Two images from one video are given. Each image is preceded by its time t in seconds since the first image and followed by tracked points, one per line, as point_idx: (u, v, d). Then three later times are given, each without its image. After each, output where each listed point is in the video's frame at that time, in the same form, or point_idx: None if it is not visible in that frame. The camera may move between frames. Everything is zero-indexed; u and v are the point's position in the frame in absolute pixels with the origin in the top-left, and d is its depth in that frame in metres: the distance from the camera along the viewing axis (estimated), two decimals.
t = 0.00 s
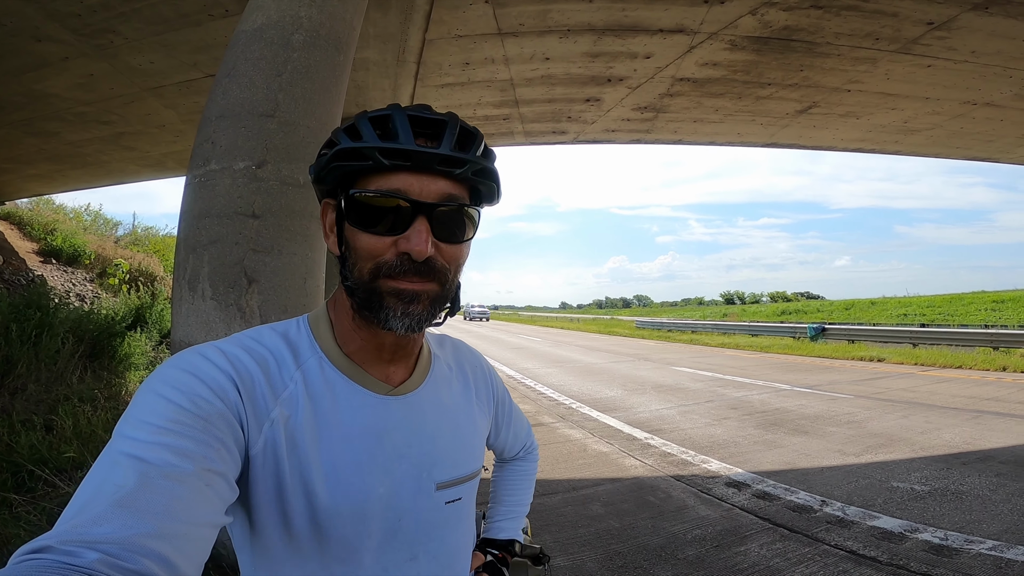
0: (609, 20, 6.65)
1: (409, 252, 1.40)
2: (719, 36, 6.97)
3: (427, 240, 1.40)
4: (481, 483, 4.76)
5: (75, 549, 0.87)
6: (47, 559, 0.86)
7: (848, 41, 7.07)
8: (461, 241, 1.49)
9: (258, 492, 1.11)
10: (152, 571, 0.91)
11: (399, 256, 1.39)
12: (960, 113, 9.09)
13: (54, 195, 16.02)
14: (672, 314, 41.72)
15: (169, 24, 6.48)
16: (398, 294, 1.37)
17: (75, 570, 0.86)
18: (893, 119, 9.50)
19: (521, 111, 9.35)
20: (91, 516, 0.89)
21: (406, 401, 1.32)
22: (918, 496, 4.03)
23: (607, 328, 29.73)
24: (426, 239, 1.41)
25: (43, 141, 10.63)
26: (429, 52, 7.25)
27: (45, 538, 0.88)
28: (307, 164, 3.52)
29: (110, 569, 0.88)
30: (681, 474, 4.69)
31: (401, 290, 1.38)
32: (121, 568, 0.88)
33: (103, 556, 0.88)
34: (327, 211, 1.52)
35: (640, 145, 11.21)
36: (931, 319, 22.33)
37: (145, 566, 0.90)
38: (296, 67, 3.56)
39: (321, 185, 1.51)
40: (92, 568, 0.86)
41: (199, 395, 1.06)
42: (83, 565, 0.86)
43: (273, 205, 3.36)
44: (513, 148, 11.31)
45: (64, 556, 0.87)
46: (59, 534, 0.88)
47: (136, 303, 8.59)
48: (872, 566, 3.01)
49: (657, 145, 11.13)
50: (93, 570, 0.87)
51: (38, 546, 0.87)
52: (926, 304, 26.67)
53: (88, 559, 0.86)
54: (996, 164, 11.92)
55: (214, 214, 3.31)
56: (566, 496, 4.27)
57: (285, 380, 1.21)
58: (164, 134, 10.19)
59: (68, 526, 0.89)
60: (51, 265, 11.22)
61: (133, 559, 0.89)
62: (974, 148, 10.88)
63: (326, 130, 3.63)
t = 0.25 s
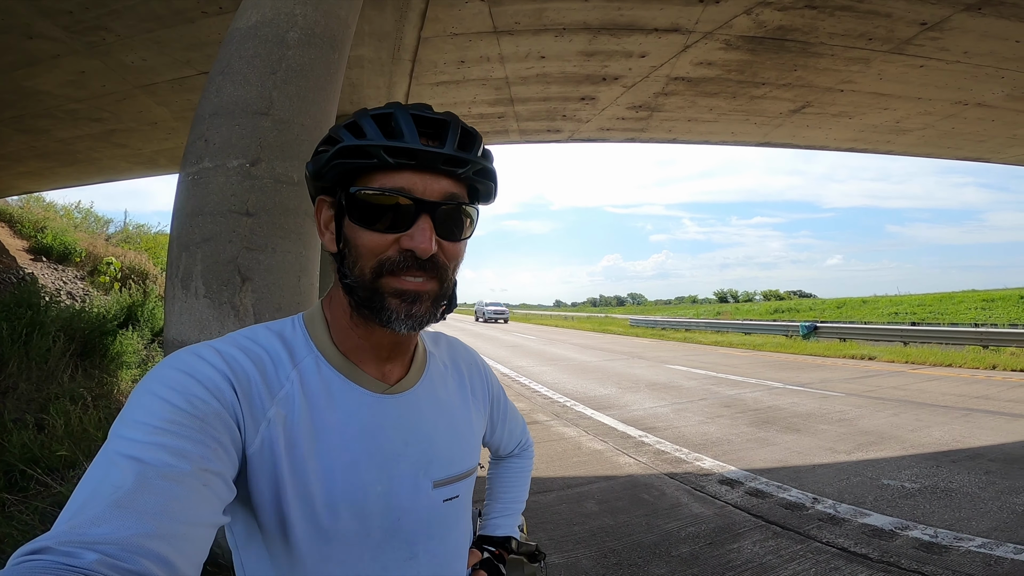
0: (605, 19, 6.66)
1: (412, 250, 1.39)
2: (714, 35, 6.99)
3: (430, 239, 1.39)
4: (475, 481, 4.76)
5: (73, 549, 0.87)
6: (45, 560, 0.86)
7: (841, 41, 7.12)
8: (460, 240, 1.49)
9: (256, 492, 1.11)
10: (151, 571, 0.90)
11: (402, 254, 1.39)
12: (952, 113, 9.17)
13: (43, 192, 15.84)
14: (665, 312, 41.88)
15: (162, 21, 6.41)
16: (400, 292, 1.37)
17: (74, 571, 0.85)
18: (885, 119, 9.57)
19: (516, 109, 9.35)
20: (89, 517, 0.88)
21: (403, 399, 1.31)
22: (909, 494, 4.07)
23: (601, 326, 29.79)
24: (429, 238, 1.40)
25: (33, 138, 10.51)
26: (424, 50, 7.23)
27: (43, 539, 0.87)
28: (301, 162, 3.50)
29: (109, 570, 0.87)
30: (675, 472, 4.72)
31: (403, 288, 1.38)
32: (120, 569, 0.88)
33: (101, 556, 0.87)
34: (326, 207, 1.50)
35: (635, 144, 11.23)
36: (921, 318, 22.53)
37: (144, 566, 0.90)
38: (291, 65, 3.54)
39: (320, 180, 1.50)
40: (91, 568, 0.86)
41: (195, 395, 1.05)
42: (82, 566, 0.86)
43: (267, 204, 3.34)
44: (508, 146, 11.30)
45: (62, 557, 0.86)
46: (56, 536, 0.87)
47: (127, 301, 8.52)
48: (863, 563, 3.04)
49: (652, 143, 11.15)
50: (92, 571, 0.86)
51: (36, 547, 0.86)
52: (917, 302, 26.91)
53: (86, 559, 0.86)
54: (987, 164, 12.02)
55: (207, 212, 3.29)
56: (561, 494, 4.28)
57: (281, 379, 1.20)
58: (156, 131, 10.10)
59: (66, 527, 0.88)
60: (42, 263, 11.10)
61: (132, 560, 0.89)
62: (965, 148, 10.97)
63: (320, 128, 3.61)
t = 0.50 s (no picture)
0: (599, 20, 6.67)
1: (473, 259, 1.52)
2: (707, 37, 7.03)
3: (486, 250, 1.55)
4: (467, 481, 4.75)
5: (59, 551, 0.86)
6: (32, 561, 0.85)
7: (832, 44, 7.18)
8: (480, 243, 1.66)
9: (244, 490, 1.10)
10: (139, 571, 0.90)
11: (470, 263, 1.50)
12: (940, 116, 9.28)
13: (30, 189, 15.62)
14: (656, 313, 42.07)
15: (154, 19, 6.35)
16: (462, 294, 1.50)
17: (60, 571, 0.85)
18: (874, 121, 9.68)
19: (510, 109, 9.35)
20: (75, 517, 0.88)
21: (393, 396, 1.31)
22: (896, 493, 4.11)
23: (592, 326, 29.86)
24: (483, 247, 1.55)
25: (21, 136, 10.35)
26: (418, 50, 7.21)
27: (28, 540, 0.86)
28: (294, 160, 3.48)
29: (94, 569, 0.86)
30: (666, 471, 4.74)
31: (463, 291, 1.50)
32: (106, 568, 0.87)
33: (89, 556, 0.86)
34: (385, 208, 1.36)
35: (628, 144, 11.26)
36: (909, 319, 22.80)
37: (131, 566, 0.89)
38: (284, 63, 3.51)
39: (371, 175, 1.34)
40: (77, 569, 0.85)
41: (181, 394, 1.04)
42: (68, 567, 0.85)
43: (259, 202, 3.32)
44: (501, 146, 11.30)
45: (49, 557, 0.85)
46: (42, 537, 0.86)
47: (115, 299, 8.41)
48: (851, 562, 3.07)
49: (645, 144, 11.20)
50: (78, 572, 0.85)
51: (23, 548, 0.85)
52: (905, 303, 27.23)
53: (73, 560, 0.85)
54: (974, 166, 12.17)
55: (198, 210, 3.26)
56: (553, 494, 4.29)
57: (270, 375, 1.19)
58: (146, 129, 9.99)
59: (52, 527, 0.87)
60: (29, 261, 10.94)
61: (120, 560, 0.88)
62: (953, 150, 11.12)
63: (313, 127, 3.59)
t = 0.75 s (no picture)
0: (592, 30, 6.75)
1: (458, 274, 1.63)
2: (696, 50, 7.16)
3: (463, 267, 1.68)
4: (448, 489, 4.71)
5: (42, 567, 0.82)
6: None
7: (817, 58, 7.36)
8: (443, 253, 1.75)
9: (233, 501, 1.04)
10: None
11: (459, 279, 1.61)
12: (920, 132, 9.54)
13: (8, 186, 15.26)
14: (640, 324, 42.33)
15: (145, 18, 6.28)
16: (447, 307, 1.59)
17: None
18: (855, 137, 9.92)
19: (501, 118, 9.40)
20: (56, 532, 0.83)
21: (388, 403, 1.28)
22: (872, 502, 4.17)
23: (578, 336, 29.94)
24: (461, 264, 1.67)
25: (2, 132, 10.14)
26: (411, 55, 7.23)
27: (8, 556, 0.81)
28: (282, 164, 3.45)
29: None
30: (649, 480, 4.74)
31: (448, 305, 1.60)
32: None
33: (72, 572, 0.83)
34: (434, 229, 1.42)
35: (616, 155, 11.38)
36: (887, 333, 23.23)
37: None
38: (277, 66, 3.50)
39: (443, 202, 1.41)
40: None
41: (171, 401, 0.98)
42: None
43: (245, 205, 3.28)
44: (491, 153, 11.34)
45: (29, 575, 0.81)
46: (20, 553, 0.81)
47: (91, 301, 8.23)
48: (828, 570, 3.09)
49: (632, 155, 11.33)
50: None
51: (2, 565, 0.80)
52: (884, 317, 27.74)
53: None
54: (951, 182, 12.50)
55: (182, 211, 3.21)
56: (536, 502, 4.27)
57: (264, 381, 1.13)
58: (131, 128, 9.85)
59: (31, 542, 0.82)
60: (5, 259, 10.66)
61: None
62: (931, 167, 11.43)
63: (302, 130, 3.57)
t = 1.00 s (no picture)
0: (578, 31, 6.79)
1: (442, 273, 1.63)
2: (681, 49, 7.22)
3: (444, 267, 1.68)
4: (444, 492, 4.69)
5: (37, 569, 0.77)
6: None
7: (800, 57, 7.45)
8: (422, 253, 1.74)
9: (234, 501, 0.99)
10: None
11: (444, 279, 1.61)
12: (903, 128, 9.67)
13: None
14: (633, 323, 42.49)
15: (128, 24, 6.25)
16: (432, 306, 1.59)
17: None
18: (840, 133, 10.04)
19: (489, 120, 9.42)
20: (51, 532, 0.78)
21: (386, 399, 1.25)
22: (866, 495, 4.21)
23: (571, 337, 29.99)
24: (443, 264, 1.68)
25: None
26: (398, 59, 7.23)
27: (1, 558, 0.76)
28: (270, 168, 3.44)
29: None
30: (644, 478, 4.76)
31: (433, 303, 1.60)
32: None
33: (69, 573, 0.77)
34: (428, 231, 1.43)
35: (604, 155, 11.44)
36: (876, 327, 23.47)
37: None
38: (262, 71, 3.49)
39: (442, 205, 1.42)
40: None
41: (172, 397, 0.93)
42: None
43: (233, 210, 3.27)
44: (480, 155, 11.36)
45: None
46: (14, 554, 0.76)
47: (79, 310, 8.14)
48: (825, 563, 3.12)
49: (621, 155, 11.39)
50: None
51: None
52: (873, 312, 28.01)
53: None
54: (935, 177, 12.67)
55: (169, 217, 3.19)
56: (533, 502, 4.27)
57: (267, 377, 1.08)
58: (117, 135, 9.77)
59: (27, 542, 0.77)
60: None
61: None
62: (915, 162, 11.57)
63: (289, 135, 3.56)
